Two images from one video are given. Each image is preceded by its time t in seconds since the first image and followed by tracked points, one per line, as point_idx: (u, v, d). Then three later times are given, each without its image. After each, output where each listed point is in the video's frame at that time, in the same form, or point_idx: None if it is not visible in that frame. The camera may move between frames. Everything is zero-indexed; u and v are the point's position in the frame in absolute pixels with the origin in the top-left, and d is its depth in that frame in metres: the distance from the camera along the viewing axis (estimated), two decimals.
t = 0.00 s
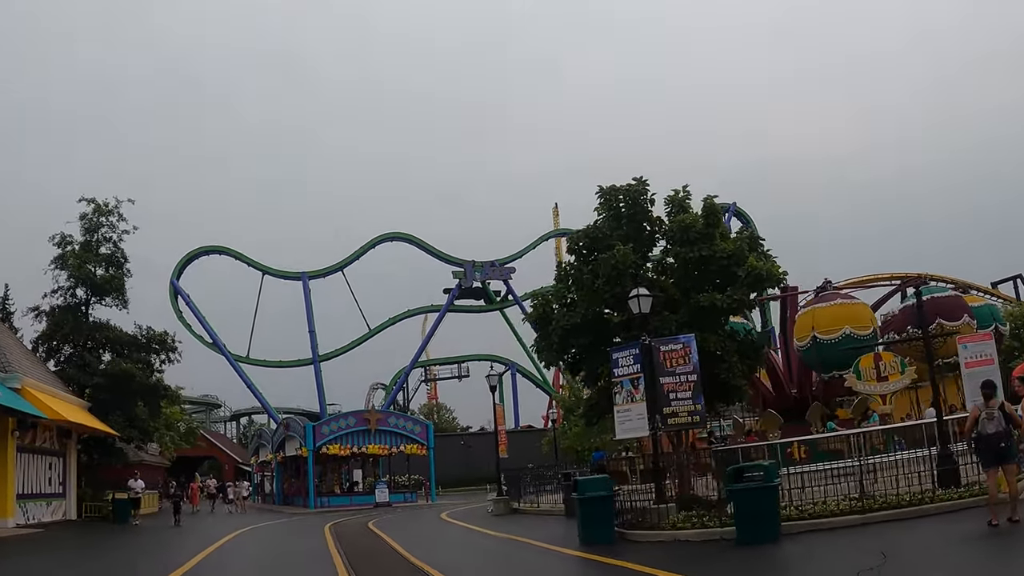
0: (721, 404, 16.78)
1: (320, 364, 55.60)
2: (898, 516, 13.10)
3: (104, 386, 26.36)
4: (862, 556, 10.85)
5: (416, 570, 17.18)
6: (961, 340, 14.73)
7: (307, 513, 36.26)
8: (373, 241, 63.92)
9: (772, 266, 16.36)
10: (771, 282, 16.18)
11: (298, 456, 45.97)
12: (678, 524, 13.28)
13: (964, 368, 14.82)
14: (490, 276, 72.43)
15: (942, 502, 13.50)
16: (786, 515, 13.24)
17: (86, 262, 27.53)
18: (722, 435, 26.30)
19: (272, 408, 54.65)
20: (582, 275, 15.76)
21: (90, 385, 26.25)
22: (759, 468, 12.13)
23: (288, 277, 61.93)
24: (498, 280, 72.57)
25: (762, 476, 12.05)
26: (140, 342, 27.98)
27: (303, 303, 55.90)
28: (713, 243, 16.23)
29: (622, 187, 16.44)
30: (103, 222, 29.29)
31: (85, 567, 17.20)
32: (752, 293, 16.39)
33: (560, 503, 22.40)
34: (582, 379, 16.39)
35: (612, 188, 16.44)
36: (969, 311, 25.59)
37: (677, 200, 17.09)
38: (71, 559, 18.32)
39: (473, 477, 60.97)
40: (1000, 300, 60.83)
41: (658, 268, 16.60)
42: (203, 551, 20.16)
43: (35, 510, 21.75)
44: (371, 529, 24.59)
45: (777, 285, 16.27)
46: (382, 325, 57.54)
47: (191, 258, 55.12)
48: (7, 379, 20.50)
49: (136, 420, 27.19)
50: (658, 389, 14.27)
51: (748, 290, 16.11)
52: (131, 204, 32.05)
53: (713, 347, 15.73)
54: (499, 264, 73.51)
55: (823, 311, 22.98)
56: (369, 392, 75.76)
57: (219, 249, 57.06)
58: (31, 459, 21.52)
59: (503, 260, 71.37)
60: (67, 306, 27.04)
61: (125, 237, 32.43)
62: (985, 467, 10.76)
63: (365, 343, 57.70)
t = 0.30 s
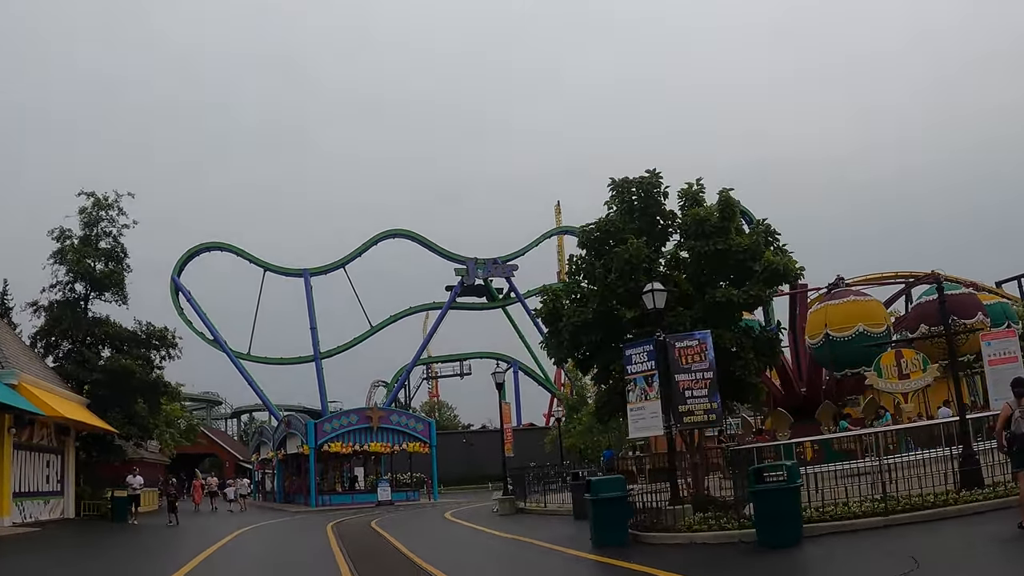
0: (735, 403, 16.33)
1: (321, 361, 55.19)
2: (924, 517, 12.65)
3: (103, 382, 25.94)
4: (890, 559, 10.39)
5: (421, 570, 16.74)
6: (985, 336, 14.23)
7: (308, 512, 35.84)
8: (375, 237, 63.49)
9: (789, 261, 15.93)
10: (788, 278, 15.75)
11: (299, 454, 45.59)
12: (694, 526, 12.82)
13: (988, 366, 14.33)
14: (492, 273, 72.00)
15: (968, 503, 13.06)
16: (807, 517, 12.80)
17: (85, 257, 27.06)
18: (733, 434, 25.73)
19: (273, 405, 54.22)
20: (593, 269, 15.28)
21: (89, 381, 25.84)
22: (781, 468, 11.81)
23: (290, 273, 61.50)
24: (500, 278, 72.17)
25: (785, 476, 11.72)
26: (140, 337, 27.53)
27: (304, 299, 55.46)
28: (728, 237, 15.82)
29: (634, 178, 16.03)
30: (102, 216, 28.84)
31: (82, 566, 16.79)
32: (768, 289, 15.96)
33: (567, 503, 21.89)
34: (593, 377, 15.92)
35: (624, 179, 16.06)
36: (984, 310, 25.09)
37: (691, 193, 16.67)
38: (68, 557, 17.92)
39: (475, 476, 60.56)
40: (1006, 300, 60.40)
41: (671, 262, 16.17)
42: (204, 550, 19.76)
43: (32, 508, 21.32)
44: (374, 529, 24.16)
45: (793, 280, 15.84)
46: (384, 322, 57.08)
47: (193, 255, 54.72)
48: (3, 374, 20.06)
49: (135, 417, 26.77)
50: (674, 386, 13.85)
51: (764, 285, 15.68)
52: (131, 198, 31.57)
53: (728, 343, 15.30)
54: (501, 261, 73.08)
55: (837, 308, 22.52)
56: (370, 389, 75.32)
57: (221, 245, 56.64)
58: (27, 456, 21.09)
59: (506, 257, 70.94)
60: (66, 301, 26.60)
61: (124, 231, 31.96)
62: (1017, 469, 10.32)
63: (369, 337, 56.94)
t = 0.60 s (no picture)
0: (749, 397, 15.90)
1: (321, 358, 54.79)
2: (949, 512, 12.26)
3: (100, 377, 25.50)
4: (923, 559, 9.97)
5: (426, 569, 16.33)
6: (1008, 327, 13.81)
7: (309, 510, 35.40)
8: (375, 233, 63.04)
9: (806, 250, 15.50)
10: (804, 267, 15.31)
11: (299, 451, 45.18)
12: (712, 522, 12.39)
13: (1011, 358, 13.91)
14: (493, 270, 71.52)
15: (994, 497, 12.67)
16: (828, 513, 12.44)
17: (82, 251, 26.52)
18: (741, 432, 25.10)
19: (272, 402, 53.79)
20: (605, 259, 14.85)
21: (86, 377, 25.38)
22: (804, 462, 11.49)
23: (289, 270, 61.05)
24: (501, 274, 71.74)
25: (809, 471, 11.40)
26: (139, 333, 27.05)
27: (304, 296, 54.99)
28: (744, 226, 15.39)
29: (647, 165, 15.65)
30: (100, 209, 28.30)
31: (79, 565, 16.39)
32: (784, 279, 15.53)
33: (574, 500, 21.38)
34: (605, 370, 15.47)
35: (636, 167, 15.67)
36: (995, 303, 24.68)
37: (704, 181, 16.25)
38: (65, 556, 17.53)
39: (476, 473, 60.17)
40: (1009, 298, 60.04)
41: (684, 252, 15.75)
42: (205, 549, 19.36)
43: (28, 506, 20.89)
44: (377, 527, 23.73)
45: (810, 270, 15.41)
46: (384, 318, 56.67)
47: (192, 251, 54.26)
48: None
49: (133, 414, 26.35)
50: (689, 378, 13.40)
51: (780, 275, 15.25)
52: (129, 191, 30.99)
53: (744, 335, 14.87)
54: (501, 258, 72.61)
55: (848, 300, 22.17)
56: (369, 386, 74.85)
57: (220, 242, 56.18)
58: (23, 454, 20.63)
59: (506, 254, 70.44)
60: (63, 295, 26.09)
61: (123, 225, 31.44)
62: None
63: (368, 334, 56.65)
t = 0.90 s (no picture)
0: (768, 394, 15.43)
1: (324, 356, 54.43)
2: (979, 510, 11.81)
3: (101, 374, 25.12)
4: (958, 559, 9.50)
5: (434, 568, 15.91)
6: None
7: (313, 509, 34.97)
8: (378, 231, 62.63)
9: (825, 242, 15.05)
10: (825, 260, 14.84)
11: (303, 449, 44.79)
12: (733, 522, 11.93)
13: None
14: (497, 267, 71.05)
15: None
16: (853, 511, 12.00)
17: (83, 246, 26.06)
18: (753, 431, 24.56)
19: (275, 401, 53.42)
20: (619, 251, 14.42)
21: (87, 374, 25.00)
22: (831, 459, 11.03)
23: (292, 268, 60.67)
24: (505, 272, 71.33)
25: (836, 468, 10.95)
26: (141, 329, 26.63)
27: (306, 293, 54.58)
28: (762, 217, 14.95)
29: (662, 155, 15.28)
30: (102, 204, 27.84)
31: (78, 565, 16.01)
32: (803, 272, 15.07)
33: (585, 499, 20.87)
34: (619, 366, 15.01)
35: (651, 157, 15.28)
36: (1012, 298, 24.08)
37: (721, 172, 15.80)
38: (65, 556, 17.17)
39: (480, 472, 59.74)
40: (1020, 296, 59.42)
41: (701, 245, 15.32)
42: (209, 549, 18.97)
43: (28, 505, 20.51)
44: (383, 526, 23.31)
45: (831, 263, 14.93)
46: (388, 316, 56.27)
47: (194, 249, 53.91)
48: None
49: (134, 411, 25.99)
50: (708, 373, 12.93)
51: (799, 268, 14.80)
52: (131, 185, 30.53)
53: (762, 329, 14.39)
54: (505, 255, 72.13)
55: (864, 294, 21.65)
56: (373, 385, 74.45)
57: (222, 239, 55.83)
58: (23, 452, 20.25)
59: (510, 251, 69.96)
60: (63, 291, 25.68)
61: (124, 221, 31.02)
62: None
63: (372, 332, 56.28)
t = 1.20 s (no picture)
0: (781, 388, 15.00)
1: (321, 351, 54.02)
2: (1007, 509, 11.48)
3: (95, 366, 24.64)
4: (993, 559, 9.11)
5: (435, 565, 15.48)
6: None
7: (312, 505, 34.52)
8: (376, 225, 62.13)
9: (842, 232, 14.61)
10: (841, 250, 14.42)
11: (301, 445, 44.36)
12: (752, 520, 11.50)
13: None
14: (496, 263, 70.55)
15: None
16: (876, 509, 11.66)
17: (78, 236, 25.35)
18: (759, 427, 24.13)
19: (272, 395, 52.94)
20: (631, 240, 13.97)
21: (81, 366, 24.50)
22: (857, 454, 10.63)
23: (290, 262, 60.18)
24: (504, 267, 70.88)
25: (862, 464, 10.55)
26: (136, 321, 26.06)
27: (304, 288, 54.02)
28: (777, 206, 14.50)
29: (676, 142, 14.83)
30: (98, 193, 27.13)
31: (71, 561, 15.59)
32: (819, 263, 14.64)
33: (590, 496, 20.39)
34: (629, 359, 14.58)
35: (664, 143, 14.84)
36: None
37: (735, 159, 15.33)
38: (58, 552, 16.75)
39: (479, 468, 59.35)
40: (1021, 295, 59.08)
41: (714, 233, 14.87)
42: (208, 545, 18.56)
43: (20, 500, 20.03)
44: (383, 523, 22.87)
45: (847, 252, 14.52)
46: (387, 310, 55.83)
47: (192, 243, 53.34)
48: None
49: (129, 405, 25.58)
50: (724, 366, 12.50)
51: (816, 258, 14.37)
52: (127, 175, 29.81)
53: (778, 320, 13.95)
54: (504, 250, 71.62)
55: (876, 288, 21.14)
56: (370, 380, 73.99)
57: (219, 232, 55.30)
58: (15, 446, 19.76)
59: (510, 247, 69.45)
60: (57, 282, 25.16)
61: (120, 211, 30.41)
62: None
63: (370, 327, 55.83)
